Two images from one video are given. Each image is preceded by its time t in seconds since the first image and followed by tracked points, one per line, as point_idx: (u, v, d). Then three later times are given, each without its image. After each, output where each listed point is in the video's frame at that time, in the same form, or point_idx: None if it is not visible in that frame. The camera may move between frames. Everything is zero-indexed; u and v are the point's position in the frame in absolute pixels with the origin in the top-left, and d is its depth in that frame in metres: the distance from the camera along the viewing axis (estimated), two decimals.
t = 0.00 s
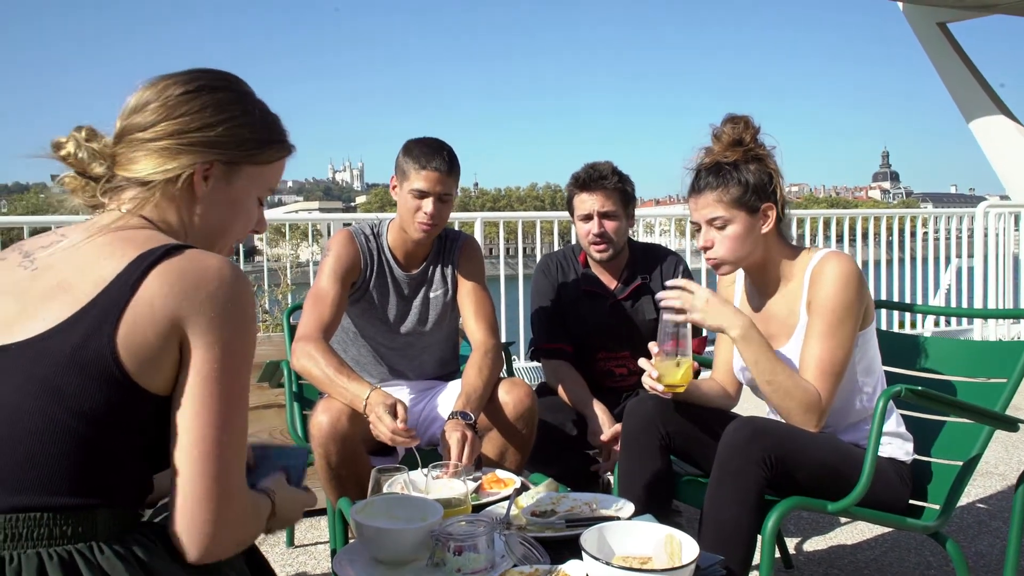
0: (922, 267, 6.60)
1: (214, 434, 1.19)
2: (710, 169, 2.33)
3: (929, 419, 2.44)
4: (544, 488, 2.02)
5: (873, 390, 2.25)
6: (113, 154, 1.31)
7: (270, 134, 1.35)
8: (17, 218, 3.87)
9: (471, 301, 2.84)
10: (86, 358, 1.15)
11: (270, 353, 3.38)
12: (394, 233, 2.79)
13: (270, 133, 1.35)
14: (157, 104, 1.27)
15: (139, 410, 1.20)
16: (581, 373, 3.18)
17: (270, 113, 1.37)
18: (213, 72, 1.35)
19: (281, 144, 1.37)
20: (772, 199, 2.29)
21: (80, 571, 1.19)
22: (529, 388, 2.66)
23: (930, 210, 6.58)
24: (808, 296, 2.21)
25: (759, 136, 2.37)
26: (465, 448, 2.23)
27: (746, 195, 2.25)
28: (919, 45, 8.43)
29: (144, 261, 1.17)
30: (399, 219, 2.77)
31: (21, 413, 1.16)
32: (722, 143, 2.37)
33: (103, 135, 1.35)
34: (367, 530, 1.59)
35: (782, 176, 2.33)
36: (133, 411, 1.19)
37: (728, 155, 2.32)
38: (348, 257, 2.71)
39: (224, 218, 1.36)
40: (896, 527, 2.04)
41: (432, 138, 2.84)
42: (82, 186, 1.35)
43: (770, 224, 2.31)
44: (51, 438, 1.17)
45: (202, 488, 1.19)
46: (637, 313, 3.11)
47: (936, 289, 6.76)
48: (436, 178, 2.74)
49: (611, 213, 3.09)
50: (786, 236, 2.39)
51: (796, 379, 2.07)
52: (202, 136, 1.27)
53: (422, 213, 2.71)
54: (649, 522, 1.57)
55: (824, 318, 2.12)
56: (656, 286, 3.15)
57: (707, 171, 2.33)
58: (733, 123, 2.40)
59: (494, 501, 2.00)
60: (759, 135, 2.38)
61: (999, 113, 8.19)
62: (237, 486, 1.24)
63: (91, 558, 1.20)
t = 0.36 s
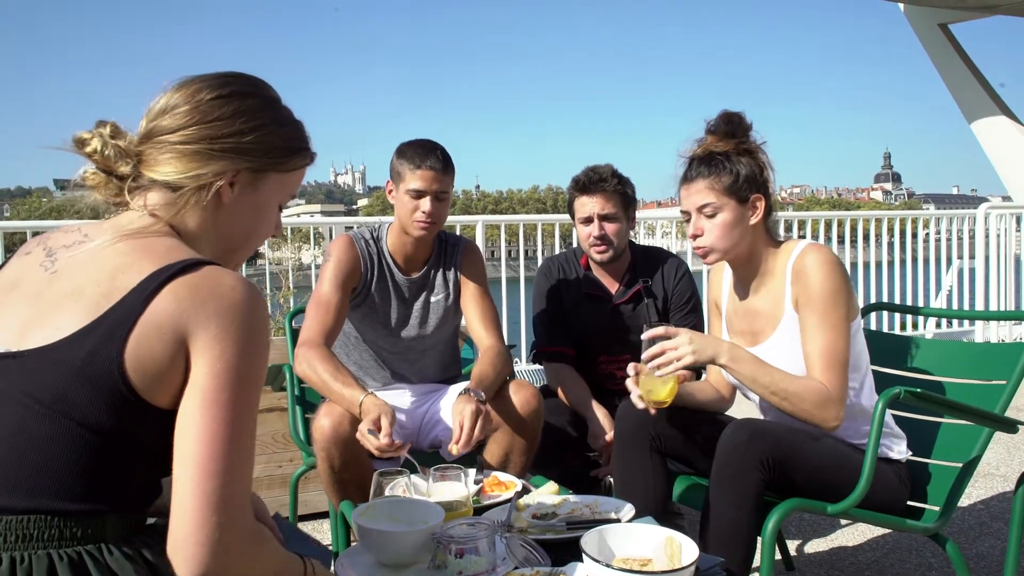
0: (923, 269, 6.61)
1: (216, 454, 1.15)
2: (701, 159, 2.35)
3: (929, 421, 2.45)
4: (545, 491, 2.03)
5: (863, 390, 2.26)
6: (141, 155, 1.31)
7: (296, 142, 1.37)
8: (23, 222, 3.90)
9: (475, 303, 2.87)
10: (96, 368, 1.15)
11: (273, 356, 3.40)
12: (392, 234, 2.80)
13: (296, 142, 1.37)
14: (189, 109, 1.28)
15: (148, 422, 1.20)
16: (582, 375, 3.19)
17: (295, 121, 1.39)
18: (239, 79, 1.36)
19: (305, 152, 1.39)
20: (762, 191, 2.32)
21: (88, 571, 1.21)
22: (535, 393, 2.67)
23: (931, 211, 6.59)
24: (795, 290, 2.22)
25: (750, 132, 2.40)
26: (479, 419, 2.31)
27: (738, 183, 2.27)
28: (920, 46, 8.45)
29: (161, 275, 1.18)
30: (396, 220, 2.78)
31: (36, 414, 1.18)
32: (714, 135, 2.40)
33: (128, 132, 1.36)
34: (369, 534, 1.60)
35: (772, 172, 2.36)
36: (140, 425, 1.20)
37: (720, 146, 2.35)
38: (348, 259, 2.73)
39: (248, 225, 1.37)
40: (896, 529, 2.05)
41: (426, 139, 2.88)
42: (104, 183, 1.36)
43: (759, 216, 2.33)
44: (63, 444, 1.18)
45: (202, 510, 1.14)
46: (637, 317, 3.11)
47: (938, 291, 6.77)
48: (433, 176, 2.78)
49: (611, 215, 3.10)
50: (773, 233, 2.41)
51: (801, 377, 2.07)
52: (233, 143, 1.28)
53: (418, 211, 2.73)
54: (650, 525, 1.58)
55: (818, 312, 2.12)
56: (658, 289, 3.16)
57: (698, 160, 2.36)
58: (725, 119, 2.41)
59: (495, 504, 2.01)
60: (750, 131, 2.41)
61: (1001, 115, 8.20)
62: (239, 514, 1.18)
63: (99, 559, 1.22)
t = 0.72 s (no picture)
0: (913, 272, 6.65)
1: (204, 468, 1.16)
2: (679, 165, 2.38)
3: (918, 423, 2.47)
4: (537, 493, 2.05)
5: (844, 397, 2.30)
6: (123, 160, 1.28)
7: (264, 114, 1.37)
8: (14, 226, 3.90)
9: (475, 307, 2.91)
10: (83, 377, 1.16)
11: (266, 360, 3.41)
12: (392, 238, 2.82)
13: (267, 116, 1.37)
14: (162, 104, 1.26)
15: (140, 429, 1.21)
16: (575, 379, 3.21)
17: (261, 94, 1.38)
18: (196, 58, 1.33)
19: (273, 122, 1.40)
20: (740, 194, 2.35)
21: None
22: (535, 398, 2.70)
23: (922, 214, 6.65)
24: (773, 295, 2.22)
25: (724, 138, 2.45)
26: (506, 397, 2.49)
27: (716, 187, 2.30)
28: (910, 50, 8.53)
29: (154, 283, 1.18)
30: (398, 221, 2.83)
31: (27, 424, 1.18)
32: (691, 141, 2.44)
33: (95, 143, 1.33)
34: (363, 536, 1.62)
35: (746, 175, 2.40)
36: (131, 432, 1.21)
37: (697, 151, 2.39)
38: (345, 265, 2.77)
39: (241, 210, 1.39)
40: (885, 529, 2.08)
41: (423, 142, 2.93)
42: (83, 201, 1.36)
43: (737, 218, 2.37)
44: (52, 454, 1.19)
45: (186, 523, 1.15)
46: (631, 320, 3.14)
47: (928, 294, 6.82)
48: (432, 171, 2.85)
49: (603, 219, 3.12)
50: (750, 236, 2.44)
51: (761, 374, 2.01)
52: (221, 132, 1.28)
53: (420, 207, 2.78)
54: (641, 527, 1.60)
55: (787, 315, 2.09)
56: (651, 293, 3.18)
57: (676, 166, 2.39)
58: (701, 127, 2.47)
59: (488, 506, 2.03)
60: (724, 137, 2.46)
61: (990, 118, 8.26)
62: (225, 528, 1.19)
63: (91, 569, 1.23)
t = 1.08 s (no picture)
0: (886, 275, 6.76)
1: (187, 479, 1.16)
2: (658, 171, 2.41)
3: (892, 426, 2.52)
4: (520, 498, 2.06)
5: (817, 407, 2.34)
6: (96, 173, 1.26)
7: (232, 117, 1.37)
8: None
9: (462, 314, 2.93)
10: (64, 386, 1.14)
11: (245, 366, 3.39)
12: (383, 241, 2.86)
13: (233, 116, 1.37)
14: (130, 114, 1.25)
15: (122, 440, 1.19)
16: (556, 384, 3.23)
17: (226, 94, 1.38)
18: (160, 63, 1.33)
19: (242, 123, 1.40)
20: (718, 203, 2.37)
21: None
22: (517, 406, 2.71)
23: (894, 218, 6.76)
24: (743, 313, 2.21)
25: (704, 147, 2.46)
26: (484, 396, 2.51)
27: (695, 194, 2.32)
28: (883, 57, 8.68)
29: (134, 291, 1.16)
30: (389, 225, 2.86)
31: (5, 435, 1.16)
32: (671, 148, 2.45)
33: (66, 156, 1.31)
34: (349, 541, 1.62)
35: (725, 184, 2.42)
36: (114, 442, 1.19)
37: (677, 159, 2.41)
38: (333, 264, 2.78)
39: (215, 215, 1.39)
40: (861, 531, 2.11)
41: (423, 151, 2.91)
42: (54, 215, 1.34)
43: (714, 226, 2.38)
44: (33, 464, 1.16)
45: (169, 535, 1.15)
46: (611, 324, 3.17)
47: (901, 297, 6.92)
48: (422, 175, 2.84)
49: (582, 219, 3.14)
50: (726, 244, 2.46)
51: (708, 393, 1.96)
52: (190, 140, 1.28)
53: (405, 211, 2.81)
54: (624, 531, 1.61)
55: (745, 332, 2.07)
56: (630, 297, 3.20)
57: (656, 172, 2.41)
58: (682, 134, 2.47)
59: (471, 512, 2.04)
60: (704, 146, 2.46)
61: (960, 124, 8.43)
62: (208, 539, 1.19)
63: None
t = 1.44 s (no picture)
0: (900, 277, 6.73)
1: (200, 476, 1.19)
2: (669, 173, 2.42)
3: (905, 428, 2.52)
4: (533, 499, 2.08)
5: (830, 410, 2.35)
6: (99, 184, 1.29)
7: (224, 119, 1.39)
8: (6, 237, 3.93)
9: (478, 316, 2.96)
10: (82, 387, 1.16)
11: (261, 370, 3.43)
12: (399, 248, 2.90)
13: (223, 114, 1.39)
14: (124, 124, 1.27)
15: (141, 439, 1.21)
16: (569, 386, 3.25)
17: (213, 92, 1.40)
18: (148, 68, 1.34)
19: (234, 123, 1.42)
20: (727, 206, 2.38)
21: None
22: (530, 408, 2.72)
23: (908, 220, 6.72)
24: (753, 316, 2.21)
25: (715, 150, 2.48)
26: (497, 395, 2.54)
27: (704, 197, 2.34)
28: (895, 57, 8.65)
29: (144, 293, 1.19)
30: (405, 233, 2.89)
31: (27, 436, 1.18)
32: (681, 152, 2.47)
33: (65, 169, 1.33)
34: (365, 539, 1.64)
35: (736, 188, 2.44)
36: (133, 441, 1.21)
37: (686, 162, 2.43)
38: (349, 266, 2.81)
39: (216, 213, 1.41)
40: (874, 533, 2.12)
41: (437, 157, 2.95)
42: (52, 227, 1.37)
43: (724, 229, 2.40)
44: (54, 463, 1.19)
45: (184, 529, 1.19)
46: (622, 327, 3.18)
47: (916, 298, 6.88)
48: (435, 185, 2.87)
49: (590, 221, 3.17)
50: (737, 247, 2.47)
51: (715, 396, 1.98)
52: (185, 145, 1.30)
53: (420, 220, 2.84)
54: (634, 531, 1.62)
55: (755, 336, 2.07)
56: (641, 300, 3.22)
57: (667, 174, 2.42)
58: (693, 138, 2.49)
59: (485, 513, 2.06)
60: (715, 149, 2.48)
61: (975, 124, 8.37)
62: (222, 532, 1.22)
63: None
